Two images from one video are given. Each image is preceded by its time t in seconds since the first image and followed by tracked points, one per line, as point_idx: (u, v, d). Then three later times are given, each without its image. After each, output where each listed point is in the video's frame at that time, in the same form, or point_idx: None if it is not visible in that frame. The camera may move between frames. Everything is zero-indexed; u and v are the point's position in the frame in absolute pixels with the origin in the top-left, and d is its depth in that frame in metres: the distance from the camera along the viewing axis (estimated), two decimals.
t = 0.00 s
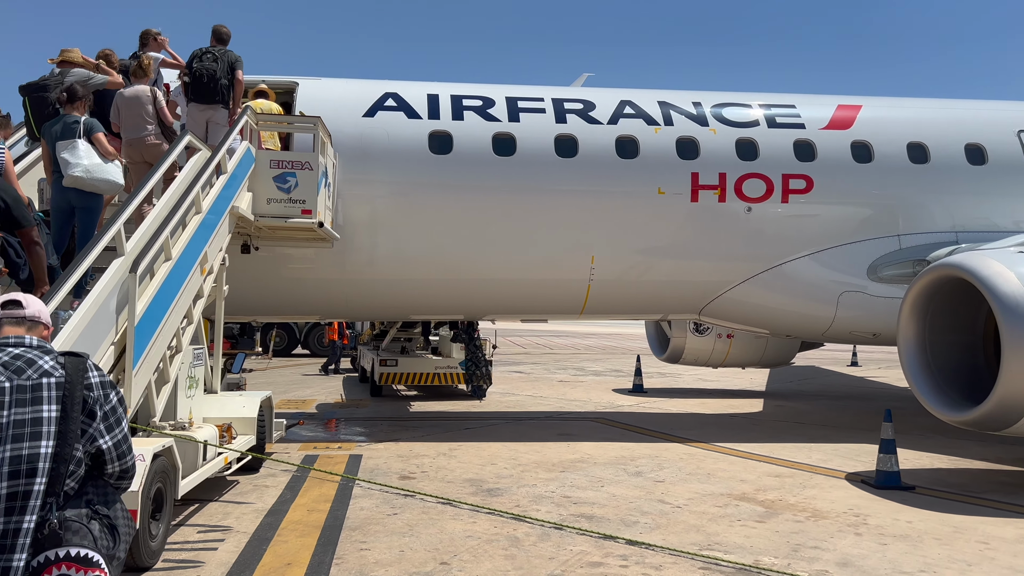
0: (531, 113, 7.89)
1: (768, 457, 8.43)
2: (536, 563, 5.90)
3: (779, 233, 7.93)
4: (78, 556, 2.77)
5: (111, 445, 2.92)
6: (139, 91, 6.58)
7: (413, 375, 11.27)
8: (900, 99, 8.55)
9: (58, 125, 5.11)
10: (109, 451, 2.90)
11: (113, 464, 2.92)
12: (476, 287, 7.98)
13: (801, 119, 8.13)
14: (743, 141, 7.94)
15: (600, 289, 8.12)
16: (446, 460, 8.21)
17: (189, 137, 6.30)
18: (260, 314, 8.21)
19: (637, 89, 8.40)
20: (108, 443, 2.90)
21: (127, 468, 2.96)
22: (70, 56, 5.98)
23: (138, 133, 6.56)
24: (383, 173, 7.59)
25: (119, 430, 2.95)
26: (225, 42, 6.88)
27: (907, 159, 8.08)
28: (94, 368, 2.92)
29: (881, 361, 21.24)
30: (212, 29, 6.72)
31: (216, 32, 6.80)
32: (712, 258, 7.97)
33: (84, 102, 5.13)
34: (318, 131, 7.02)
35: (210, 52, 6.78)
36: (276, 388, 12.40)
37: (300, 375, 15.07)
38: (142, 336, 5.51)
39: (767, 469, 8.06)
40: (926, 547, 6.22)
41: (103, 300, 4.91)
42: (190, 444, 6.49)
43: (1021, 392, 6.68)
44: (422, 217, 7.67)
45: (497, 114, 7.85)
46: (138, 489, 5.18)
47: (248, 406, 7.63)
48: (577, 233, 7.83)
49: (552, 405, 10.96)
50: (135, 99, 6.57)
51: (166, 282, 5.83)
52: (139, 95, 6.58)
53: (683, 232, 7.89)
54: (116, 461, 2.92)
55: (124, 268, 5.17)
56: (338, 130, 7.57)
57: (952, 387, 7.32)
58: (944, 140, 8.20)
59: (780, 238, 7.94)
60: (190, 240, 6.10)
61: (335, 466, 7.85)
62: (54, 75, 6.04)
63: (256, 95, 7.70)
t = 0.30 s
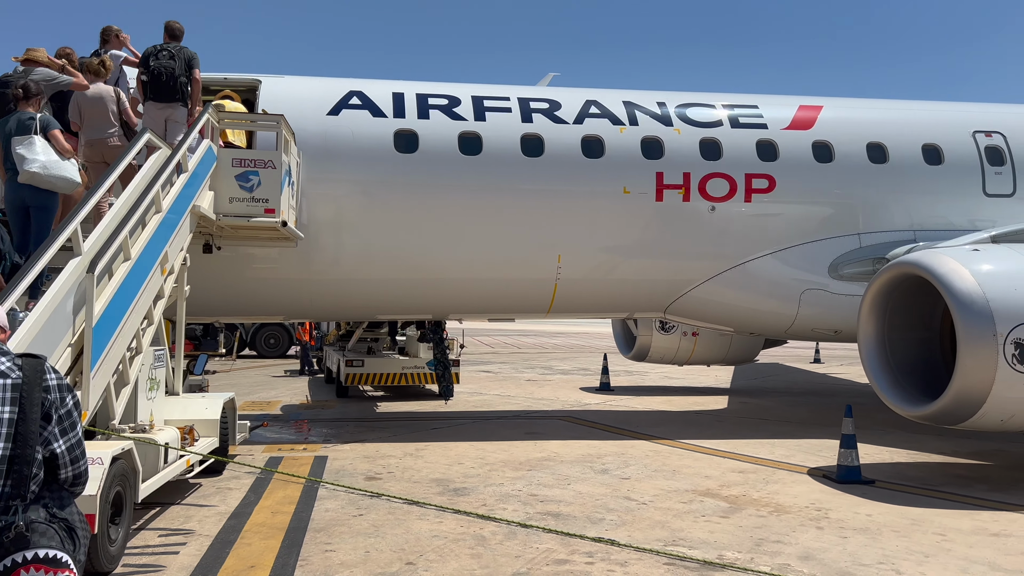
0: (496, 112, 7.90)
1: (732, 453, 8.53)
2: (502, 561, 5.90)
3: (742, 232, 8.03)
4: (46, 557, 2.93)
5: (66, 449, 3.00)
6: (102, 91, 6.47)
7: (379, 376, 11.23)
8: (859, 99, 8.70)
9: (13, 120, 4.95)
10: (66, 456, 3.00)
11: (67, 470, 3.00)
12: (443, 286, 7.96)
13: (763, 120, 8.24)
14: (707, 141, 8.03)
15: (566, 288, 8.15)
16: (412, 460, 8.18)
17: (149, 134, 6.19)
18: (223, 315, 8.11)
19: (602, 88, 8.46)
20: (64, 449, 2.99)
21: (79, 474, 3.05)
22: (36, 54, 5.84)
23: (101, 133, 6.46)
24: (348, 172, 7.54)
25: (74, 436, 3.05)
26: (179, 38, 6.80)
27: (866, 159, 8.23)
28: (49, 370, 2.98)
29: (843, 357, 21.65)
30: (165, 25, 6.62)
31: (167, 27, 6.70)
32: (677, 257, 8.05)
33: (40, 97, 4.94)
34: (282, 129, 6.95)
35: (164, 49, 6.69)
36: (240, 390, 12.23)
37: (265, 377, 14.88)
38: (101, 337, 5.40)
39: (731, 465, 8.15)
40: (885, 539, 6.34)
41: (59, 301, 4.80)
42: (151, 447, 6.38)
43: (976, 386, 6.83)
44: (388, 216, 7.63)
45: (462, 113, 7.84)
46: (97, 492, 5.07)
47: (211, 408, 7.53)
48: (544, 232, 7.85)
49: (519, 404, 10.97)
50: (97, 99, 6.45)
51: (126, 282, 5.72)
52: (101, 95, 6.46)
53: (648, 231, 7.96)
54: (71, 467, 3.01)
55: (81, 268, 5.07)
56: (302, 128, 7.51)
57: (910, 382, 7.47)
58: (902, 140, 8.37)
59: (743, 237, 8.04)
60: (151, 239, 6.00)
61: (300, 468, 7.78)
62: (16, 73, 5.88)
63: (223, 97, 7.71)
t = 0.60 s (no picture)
0: (461, 111, 7.89)
1: (695, 450, 8.62)
2: (467, 561, 5.89)
3: (704, 231, 8.12)
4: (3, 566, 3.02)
5: (19, 454, 3.11)
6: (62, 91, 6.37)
7: (343, 376, 11.16)
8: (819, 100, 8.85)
9: None
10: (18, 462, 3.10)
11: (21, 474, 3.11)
12: (409, 286, 7.92)
13: (724, 120, 8.34)
14: (670, 140, 8.10)
15: (532, 287, 8.17)
16: (377, 461, 8.14)
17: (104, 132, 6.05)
18: (183, 315, 7.99)
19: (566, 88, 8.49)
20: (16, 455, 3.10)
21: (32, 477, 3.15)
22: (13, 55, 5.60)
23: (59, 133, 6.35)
24: (310, 171, 7.48)
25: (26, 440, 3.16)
26: (126, 33, 6.68)
27: (825, 159, 8.37)
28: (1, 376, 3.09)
29: (805, 354, 22.06)
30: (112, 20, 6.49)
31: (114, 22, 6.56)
32: (642, 256, 8.11)
33: None
34: (242, 127, 6.86)
35: (112, 45, 6.55)
36: (201, 393, 12.03)
37: (227, 378, 14.66)
38: (56, 339, 5.26)
39: (694, 462, 8.23)
40: (844, 532, 6.45)
41: (10, 303, 4.66)
42: (108, 450, 6.25)
43: (931, 382, 6.98)
44: (352, 215, 7.58)
45: (426, 112, 7.82)
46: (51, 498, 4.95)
47: (170, 411, 7.43)
48: (509, 231, 7.86)
49: (485, 403, 10.97)
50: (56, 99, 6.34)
51: (81, 283, 5.58)
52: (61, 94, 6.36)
53: (613, 230, 8.00)
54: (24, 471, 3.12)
55: (34, 269, 4.93)
56: (263, 126, 7.43)
57: (868, 378, 7.62)
58: (859, 140, 8.52)
59: (705, 236, 8.13)
60: (107, 239, 5.87)
61: (262, 470, 7.70)
62: None
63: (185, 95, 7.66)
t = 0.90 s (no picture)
0: (425, 110, 7.86)
1: (659, 447, 8.70)
2: (432, 561, 5.87)
3: (668, 230, 8.19)
4: None
5: None
6: (12, 88, 6.10)
7: (306, 377, 11.07)
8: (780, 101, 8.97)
9: None
10: None
11: None
12: (374, 285, 7.89)
13: (687, 120, 8.41)
14: (633, 140, 8.15)
15: (498, 285, 8.17)
16: (341, 462, 8.09)
17: (59, 131, 5.90)
18: (142, 317, 7.85)
19: (530, 87, 8.51)
20: None
21: None
22: None
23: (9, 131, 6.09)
24: (272, 170, 7.40)
25: None
26: (74, 27, 6.52)
27: (786, 159, 8.49)
28: None
29: (767, 351, 22.42)
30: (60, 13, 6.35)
31: (63, 16, 6.43)
32: (607, 255, 8.15)
33: None
34: (202, 126, 6.76)
35: (60, 40, 6.40)
36: (161, 395, 11.83)
37: (187, 380, 14.42)
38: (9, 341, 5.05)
39: (658, 459, 8.31)
40: (805, 526, 6.55)
41: None
42: (64, 455, 6.11)
43: (888, 378, 7.12)
44: (314, 214, 7.52)
45: (390, 110, 7.78)
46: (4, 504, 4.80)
47: (129, 414, 7.30)
48: (474, 231, 7.85)
49: (451, 403, 10.96)
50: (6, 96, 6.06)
51: (35, 284, 5.40)
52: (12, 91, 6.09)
53: (578, 229, 8.04)
54: None
55: None
56: (222, 124, 7.32)
57: (827, 375, 7.75)
58: (819, 140, 8.66)
59: (669, 235, 8.20)
60: (61, 239, 5.70)
61: (224, 473, 7.60)
62: None
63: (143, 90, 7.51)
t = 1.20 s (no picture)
0: (389, 109, 7.82)
1: (625, 445, 8.76)
2: (396, 563, 5.84)
3: (633, 229, 8.24)
4: None
5: None
6: None
7: (270, 378, 10.96)
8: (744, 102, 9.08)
9: None
10: None
11: None
12: (339, 285, 7.83)
13: (651, 120, 8.47)
14: (598, 140, 8.19)
15: (464, 285, 8.15)
16: (305, 464, 8.02)
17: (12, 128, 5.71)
18: (101, 318, 7.71)
19: (496, 86, 8.51)
20: None
21: None
22: None
23: None
24: (234, 169, 7.30)
25: None
26: (23, 23, 6.39)
27: (749, 159, 8.59)
28: None
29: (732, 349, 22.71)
30: (9, 7, 6.22)
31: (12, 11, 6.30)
32: (572, 254, 8.18)
33: None
34: (162, 123, 6.64)
35: (10, 35, 6.26)
36: (120, 398, 11.60)
37: (147, 382, 14.15)
38: None
39: (624, 457, 8.36)
40: (767, 522, 6.63)
41: None
42: (19, 461, 5.96)
43: (847, 375, 7.24)
44: (277, 213, 7.43)
45: (354, 109, 7.73)
46: None
47: (86, 417, 7.17)
48: (440, 230, 7.83)
49: (417, 403, 10.93)
50: None
51: None
52: None
53: (545, 229, 8.05)
54: None
55: None
56: (182, 122, 7.21)
57: (789, 372, 7.87)
58: (781, 141, 8.78)
59: (634, 234, 8.26)
60: (16, 238, 5.49)
61: (185, 476, 7.50)
62: None
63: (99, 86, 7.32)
